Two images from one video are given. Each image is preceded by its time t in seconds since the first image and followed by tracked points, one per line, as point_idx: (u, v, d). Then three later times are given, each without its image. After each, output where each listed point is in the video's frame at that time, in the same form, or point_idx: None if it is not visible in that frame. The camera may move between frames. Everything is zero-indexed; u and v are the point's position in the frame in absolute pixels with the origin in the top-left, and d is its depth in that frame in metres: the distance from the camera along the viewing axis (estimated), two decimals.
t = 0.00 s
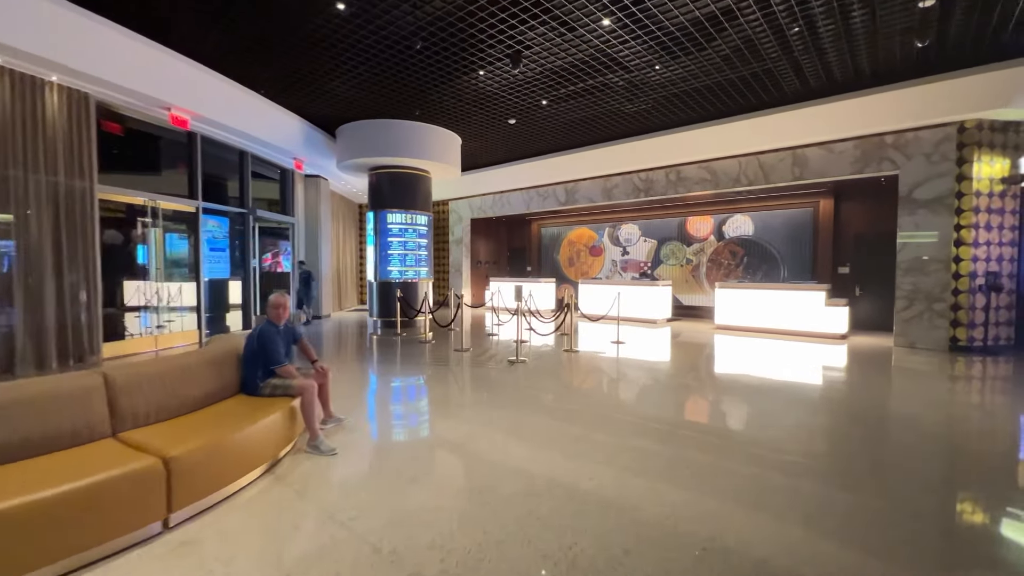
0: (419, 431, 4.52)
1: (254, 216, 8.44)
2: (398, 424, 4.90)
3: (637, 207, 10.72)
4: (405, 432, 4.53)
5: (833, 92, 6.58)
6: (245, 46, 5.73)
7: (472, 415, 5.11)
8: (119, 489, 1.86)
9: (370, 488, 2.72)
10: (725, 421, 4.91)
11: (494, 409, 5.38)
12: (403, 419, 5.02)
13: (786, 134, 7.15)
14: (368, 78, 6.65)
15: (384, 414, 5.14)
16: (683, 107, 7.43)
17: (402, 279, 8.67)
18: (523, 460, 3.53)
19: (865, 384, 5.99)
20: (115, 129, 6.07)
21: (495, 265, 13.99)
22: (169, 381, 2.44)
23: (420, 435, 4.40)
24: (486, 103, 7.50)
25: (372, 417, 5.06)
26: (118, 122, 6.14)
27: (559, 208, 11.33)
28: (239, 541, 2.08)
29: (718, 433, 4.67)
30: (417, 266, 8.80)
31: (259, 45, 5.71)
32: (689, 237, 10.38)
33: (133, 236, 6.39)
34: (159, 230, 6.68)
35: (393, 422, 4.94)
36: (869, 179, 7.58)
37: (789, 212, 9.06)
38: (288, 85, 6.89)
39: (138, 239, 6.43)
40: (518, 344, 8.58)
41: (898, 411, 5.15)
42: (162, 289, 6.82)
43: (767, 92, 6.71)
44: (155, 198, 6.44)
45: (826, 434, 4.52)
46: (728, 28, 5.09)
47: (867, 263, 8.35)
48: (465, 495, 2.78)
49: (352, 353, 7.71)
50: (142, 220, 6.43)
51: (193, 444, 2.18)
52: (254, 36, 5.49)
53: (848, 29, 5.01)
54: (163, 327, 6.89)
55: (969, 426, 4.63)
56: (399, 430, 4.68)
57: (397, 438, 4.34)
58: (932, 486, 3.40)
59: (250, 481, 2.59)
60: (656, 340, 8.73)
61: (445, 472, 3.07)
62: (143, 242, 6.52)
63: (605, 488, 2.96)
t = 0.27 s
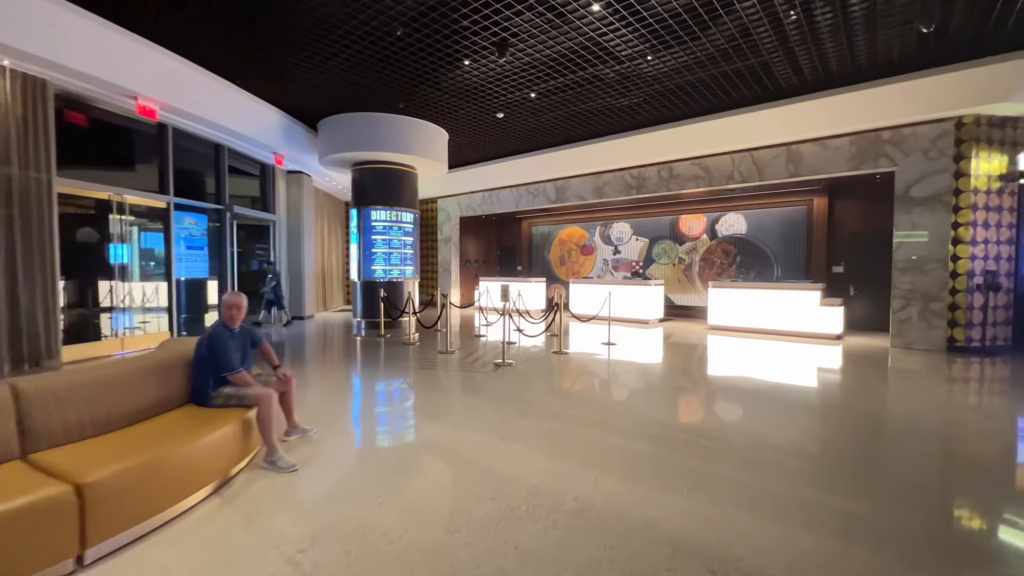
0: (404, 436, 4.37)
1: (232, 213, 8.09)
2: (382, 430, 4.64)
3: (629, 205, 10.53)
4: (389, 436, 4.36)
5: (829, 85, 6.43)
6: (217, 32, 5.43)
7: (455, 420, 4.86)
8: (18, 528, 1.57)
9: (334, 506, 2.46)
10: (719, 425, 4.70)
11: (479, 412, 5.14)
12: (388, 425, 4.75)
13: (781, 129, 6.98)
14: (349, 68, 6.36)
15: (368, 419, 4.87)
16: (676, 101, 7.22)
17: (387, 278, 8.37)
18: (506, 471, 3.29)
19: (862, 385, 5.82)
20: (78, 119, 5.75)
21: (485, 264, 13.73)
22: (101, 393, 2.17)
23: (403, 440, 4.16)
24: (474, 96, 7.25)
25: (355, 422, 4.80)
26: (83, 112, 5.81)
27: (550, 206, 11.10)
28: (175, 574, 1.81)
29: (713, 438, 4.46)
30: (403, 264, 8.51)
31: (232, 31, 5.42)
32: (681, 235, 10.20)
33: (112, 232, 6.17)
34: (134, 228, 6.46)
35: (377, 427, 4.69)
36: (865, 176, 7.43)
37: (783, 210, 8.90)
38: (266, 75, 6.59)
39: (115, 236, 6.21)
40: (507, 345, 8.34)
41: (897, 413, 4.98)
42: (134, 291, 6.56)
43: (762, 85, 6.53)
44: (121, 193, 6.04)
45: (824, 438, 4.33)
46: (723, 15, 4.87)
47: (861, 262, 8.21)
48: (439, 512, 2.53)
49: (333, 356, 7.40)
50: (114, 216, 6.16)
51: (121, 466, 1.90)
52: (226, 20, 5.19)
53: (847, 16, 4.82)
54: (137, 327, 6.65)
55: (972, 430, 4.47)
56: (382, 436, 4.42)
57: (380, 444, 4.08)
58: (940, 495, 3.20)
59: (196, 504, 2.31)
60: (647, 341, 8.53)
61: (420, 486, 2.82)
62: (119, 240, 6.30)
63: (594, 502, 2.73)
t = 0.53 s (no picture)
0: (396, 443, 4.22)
1: (215, 212, 7.82)
2: (373, 438, 4.40)
3: (626, 205, 10.33)
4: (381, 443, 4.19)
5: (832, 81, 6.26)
6: (195, 23, 5.18)
7: (444, 428, 4.63)
8: None
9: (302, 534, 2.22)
10: (721, 432, 4.49)
11: (469, 419, 4.91)
12: (379, 433, 4.52)
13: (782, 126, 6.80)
14: (337, 62, 6.12)
15: (356, 427, 4.63)
16: (674, 98, 7.02)
17: (377, 279, 8.12)
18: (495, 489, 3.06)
19: (866, 390, 5.63)
20: (50, 114, 5.47)
21: (480, 265, 13.50)
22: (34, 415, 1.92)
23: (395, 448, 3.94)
24: (466, 92, 7.02)
25: (344, 430, 4.56)
26: (55, 107, 5.52)
27: (545, 206, 10.88)
28: None
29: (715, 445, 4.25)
30: (393, 266, 8.26)
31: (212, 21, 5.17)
32: (679, 236, 10.01)
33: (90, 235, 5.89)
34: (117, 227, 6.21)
35: (367, 435, 4.47)
36: (867, 175, 7.25)
37: (782, 210, 8.72)
38: (249, 70, 6.34)
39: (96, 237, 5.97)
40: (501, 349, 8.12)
41: (905, 420, 4.79)
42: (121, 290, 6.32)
43: (763, 81, 6.34)
44: (98, 190, 5.80)
45: (831, 446, 4.14)
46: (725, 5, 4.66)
47: (862, 263, 8.05)
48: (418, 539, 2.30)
49: (320, 360, 7.14)
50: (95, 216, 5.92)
51: (40, 500, 1.65)
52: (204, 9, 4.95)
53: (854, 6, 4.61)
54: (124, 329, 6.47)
55: (984, 438, 4.28)
56: (373, 444, 4.19)
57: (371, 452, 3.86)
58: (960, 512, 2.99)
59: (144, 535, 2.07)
60: (645, 344, 8.32)
61: (399, 508, 2.59)
62: (100, 241, 6.02)
63: (588, 525, 2.52)
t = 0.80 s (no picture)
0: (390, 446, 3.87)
1: (201, 208, 7.51)
2: (364, 439, 4.20)
3: (625, 202, 10.13)
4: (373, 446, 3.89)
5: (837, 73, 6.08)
6: (177, 8, 4.96)
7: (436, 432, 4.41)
8: None
9: (271, 557, 1.99)
10: (727, 435, 4.29)
11: (463, 422, 4.69)
12: (371, 435, 4.30)
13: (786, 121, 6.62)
14: (326, 52, 5.89)
15: (349, 431, 4.40)
16: (676, 91, 6.82)
17: (370, 278, 7.89)
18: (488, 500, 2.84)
19: (876, 392, 5.43)
20: (24, 104, 5.11)
21: (476, 265, 13.27)
22: None
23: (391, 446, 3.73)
24: (461, 85, 6.80)
25: (335, 433, 4.33)
26: (28, 96, 5.15)
27: (543, 204, 10.66)
28: None
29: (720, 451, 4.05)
30: (387, 264, 8.02)
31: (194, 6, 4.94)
32: (679, 234, 9.81)
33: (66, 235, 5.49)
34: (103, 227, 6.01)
35: (358, 436, 4.26)
36: (873, 171, 7.07)
37: (785, 207, 8.54)
38: (235, 60, 6.11)
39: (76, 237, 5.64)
40: (498, 350, 7.91)
41: (917, 422, 4.60)
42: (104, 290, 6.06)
43: (767, 73, 6.14)
44: (72, 184, 5.45)
45: (843, 451, 3.93)
46: None
47: (867, 262, 7.87)
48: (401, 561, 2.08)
49: (310, 363, 6.89)
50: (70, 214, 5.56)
51: None
52: None
53: None
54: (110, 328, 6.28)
55: (1002, 442, 4.08)
56: (364, 448, 3.93)
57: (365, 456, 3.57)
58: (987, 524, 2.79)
59: (93, 559, 1.84)
60: (645, 345, 8.11)
61: (383, 525, 2.37)
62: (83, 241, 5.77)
63: (589, 543, 2.31)
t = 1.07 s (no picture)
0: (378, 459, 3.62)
1: (182, 206, 7.20)
2: (353, 439, 4.17)
3: (622, 202, 9.92)
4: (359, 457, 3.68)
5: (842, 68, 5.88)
6: None
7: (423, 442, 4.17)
8: None
9: None
10: (730, 445, 4.07)
11: (452, 430, 4.44)
12: (360, 435, 4.27)
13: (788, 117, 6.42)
14: (311, 44, 5.63)
15: (337, 435, 4.26)
16: (675, 86, 6.60)
17: (359, 280, 7.63)
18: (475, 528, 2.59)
19: (883, 398, 5.23)
20: None
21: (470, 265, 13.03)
22: None
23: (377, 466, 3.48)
24: (453, 80, 6.56)
25: (323, 439, 4.17)
26: None
27: (538, 203, 10.43)
28: None
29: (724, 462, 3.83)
30: (376, 265, 7.75)
31: None
32: (677, 234, 9.60)
33: (39, 235, 5.19)
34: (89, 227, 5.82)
35: (347, 436, 4.23)
36: (876, 170, 6.87)
37: (786, 207, 8.34)
38: (216, 52, 5.83)
39: (61, 238, 5.47)
40: (490, 353, 7.67)
41: (929, 428, 4.39)
42: (81, 293, 5.78)
43: (770, 67, 5.92)
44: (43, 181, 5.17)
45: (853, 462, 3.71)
46: None
47: (869, 263, 7.69)
48: None
49: (296, 368, 6.62)
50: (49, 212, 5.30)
51: None
52: None
53: None
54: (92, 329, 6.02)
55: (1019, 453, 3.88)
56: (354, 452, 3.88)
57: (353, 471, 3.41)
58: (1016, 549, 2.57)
59: None
60: (643, 348, 7.89)
61: (354, 561, 2.12)
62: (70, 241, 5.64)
63: None
